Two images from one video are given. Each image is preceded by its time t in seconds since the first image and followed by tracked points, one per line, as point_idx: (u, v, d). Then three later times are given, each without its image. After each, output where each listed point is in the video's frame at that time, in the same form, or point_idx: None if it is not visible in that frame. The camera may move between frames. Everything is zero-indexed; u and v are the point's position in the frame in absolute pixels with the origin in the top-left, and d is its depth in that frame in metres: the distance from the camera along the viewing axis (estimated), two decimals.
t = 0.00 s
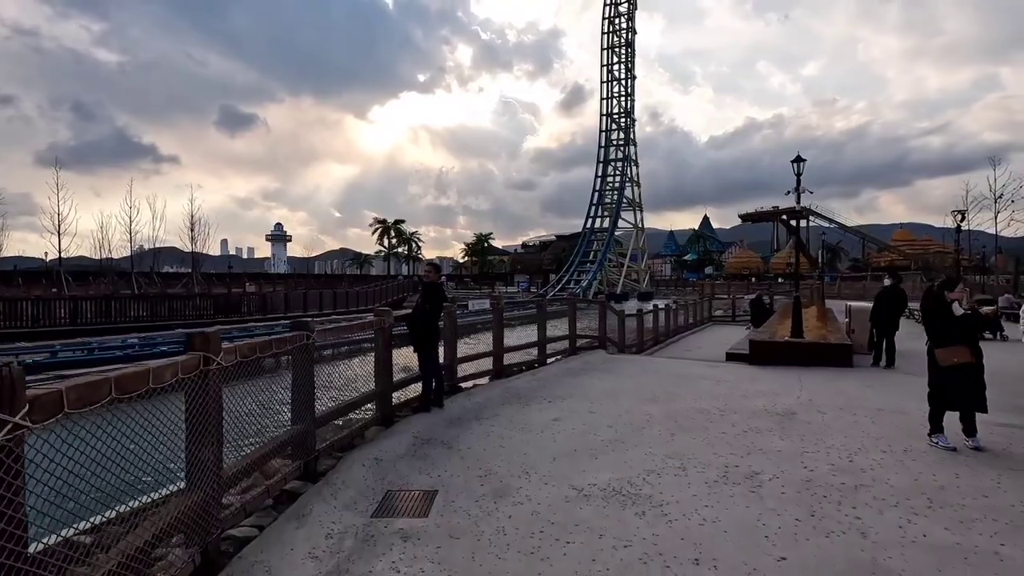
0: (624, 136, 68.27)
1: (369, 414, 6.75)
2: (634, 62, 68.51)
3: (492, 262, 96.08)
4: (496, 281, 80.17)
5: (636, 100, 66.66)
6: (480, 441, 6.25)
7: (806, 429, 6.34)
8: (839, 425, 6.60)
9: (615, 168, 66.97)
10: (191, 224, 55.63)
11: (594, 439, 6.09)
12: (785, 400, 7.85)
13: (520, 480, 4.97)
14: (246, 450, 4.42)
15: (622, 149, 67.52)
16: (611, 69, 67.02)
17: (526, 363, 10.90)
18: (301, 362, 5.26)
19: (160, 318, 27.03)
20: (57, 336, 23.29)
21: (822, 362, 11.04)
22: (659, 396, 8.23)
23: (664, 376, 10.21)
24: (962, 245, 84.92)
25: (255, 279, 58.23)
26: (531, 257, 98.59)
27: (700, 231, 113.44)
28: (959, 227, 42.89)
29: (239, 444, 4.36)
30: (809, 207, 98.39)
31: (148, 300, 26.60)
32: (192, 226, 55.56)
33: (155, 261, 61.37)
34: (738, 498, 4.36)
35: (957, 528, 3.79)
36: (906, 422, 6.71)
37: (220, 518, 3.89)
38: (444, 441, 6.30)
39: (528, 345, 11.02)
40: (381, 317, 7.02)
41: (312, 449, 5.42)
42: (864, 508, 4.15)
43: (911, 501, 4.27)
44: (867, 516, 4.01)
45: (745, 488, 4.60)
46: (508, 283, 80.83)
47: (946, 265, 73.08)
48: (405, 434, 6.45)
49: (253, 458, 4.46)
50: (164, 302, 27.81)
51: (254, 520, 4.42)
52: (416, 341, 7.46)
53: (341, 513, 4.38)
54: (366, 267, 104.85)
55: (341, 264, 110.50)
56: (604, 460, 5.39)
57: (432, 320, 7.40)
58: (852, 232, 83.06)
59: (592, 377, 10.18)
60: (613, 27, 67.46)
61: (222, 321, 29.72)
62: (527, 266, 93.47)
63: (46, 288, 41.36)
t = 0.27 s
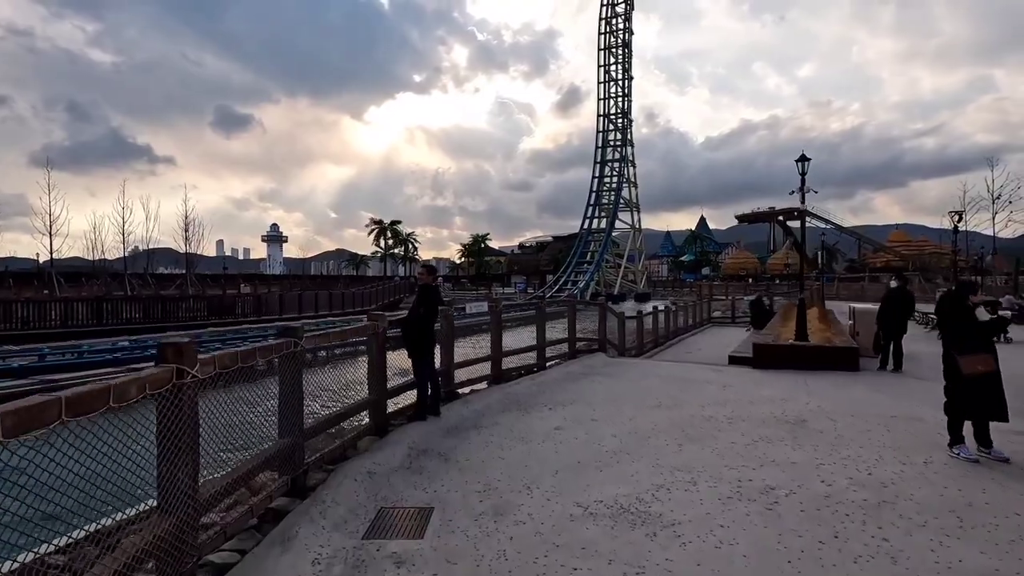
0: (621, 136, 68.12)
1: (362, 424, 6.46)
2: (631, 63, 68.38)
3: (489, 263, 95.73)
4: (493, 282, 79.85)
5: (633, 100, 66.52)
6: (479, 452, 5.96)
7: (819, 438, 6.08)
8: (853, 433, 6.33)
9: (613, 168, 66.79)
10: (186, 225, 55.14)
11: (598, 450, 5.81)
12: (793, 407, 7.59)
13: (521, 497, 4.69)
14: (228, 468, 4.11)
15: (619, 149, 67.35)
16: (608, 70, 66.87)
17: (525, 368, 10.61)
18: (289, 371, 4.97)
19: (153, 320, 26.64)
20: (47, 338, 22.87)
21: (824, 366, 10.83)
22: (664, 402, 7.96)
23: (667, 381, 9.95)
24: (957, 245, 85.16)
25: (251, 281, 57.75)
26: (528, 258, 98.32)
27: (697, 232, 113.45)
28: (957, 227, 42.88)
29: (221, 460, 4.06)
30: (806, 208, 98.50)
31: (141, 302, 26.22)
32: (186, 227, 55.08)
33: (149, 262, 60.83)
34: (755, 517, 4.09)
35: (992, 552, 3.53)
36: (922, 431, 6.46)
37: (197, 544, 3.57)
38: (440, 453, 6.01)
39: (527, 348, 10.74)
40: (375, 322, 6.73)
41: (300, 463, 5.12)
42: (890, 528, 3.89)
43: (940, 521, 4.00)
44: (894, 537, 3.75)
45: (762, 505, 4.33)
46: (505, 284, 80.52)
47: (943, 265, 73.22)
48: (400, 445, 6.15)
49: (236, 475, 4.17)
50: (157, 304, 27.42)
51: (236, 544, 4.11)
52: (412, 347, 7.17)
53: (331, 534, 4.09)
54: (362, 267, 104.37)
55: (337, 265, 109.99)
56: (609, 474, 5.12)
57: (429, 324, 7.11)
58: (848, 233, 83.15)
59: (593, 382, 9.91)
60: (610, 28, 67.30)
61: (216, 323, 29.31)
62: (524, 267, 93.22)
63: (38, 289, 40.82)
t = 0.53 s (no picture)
0: (619, 137, 67.96)
1: (359, 432, 6.17)
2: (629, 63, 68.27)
3: (487, 264, 95.52)
4: (491, 283, 79.53)
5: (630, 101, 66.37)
6: (481, 462, 5.67)
7: (837, 446, 5.82)
8: (870, 440, 6.08)
9: (610, 169, 66.60)
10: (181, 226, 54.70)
11: (606, 460, 5.53)
12: (806, 412, 7.32)
13: (527, 512, 4.41)
14: (213, 483, 3.82)
15: (617, 150, 67.20)
16: (605, 70, 66.73)
17: (526, 371, 10.32)
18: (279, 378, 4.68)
19: (147, 322, 26.25)
20: (38, 341, 22.46)
21: (828, 368, 10.60)
22: (671, 408, 7.69)
23: (672, 385, 9.69)
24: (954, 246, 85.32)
25: (247, 282, 57.31)
26: (526, 259, 98.06)
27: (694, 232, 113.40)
28: (956, 228, 42.84)
29: (205, 474, 3.77)
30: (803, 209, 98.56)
31: (134, 304, 25.83)
32: (182, 227, 54.62)
33: (144, 264, 60.30)
34: (780, 535, 3.82)
35: None
36: (943, 437, 6.18)
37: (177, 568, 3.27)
38: (440, 462, 5.71)
39: (528, 351, 10.46)
40: (371, 324, 6.45)
41: (293, 476, 4.83)
42: (925, 547, 3.62)
43: (978, 539, 3.73)
44: (931, 557, 3.49)
45: (785, 521, 4.05)
46: (502, 285, 80.18)
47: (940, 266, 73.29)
48: (398, 454, 5.86)
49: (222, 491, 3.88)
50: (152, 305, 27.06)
51: (220, 567, 3.80)
52: (410, 350, 6.88)
53: (324, 555, 3.81)
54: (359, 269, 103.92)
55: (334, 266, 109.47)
56: (620, 486, 4.84)
57: (427, 326, 6.84)
58: (846, 233, 83.21)
59: (596, 386, 9.64)
60: (608, 28, 67.09)
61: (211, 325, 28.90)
62: (521, 268, 92.96)
63: (30, 290, 40.35)
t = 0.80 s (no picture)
0: (617, 137, 67.75)
1: (355, 439, 5.87)
2: (626, 63, 68.09)
3: (485, 265, 95.18)
4: (488, 283, 79.20)
5: (628, 100, 66.18)
6: (485, 470, 5.39)
7: (858, 452, 5.55)
8: (891, 445, 5.82)
9: (609, 169, 66.37)
10: (176, 227, 54.22)
11: (616, 468, 5.25)
12: (821, 416, 7.06)
13: (535, 527, 4.13)
14: (197, 498, 3.52)
15: (615, 150, 66.99)
16: (603, 70, 66.54)
17: (528, 374, 10.04)
18: (269, 383, 4.38)
19: (142, 324, 25.87)
20: (29, 344, 22.07)
21: (834, 369, 10.36)
22: (681, 412, 7.42)
23: (679, 388, 9.42)
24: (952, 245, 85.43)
25: (243, 283, 56.87)
26: (523, 259, 97.73)
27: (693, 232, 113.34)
28: (956, 227, 42.74)
29: (186, 488, 3.47)
30: (801, 209, 98.53)
31: (129, 306, 25.45)
32: (177, 229, 54.15)
33: (140, 266, 59.82)
34: (809, 552, 3.55)
35: None
36: (967, 442, 5.92)
37: None
38: (441, 471, 5.43)
39: (530, 353, 10.18)
40: (368, 325, 6.17)
41: (285, 488, 4.54)
42: (967, 565, 3.35)
43: None
44: None
45: (813, 537, 3.78)
46: (500, 286, 79.88)
47: (938, 265, 73.33)
48: (397, 463, 5.57)
49: (205, 506, 3.58)
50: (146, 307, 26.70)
51: None
52: (409, 351, 6.60)
53: None
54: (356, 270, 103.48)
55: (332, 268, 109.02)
56: (633, 497, 4.56)
57: (426, 326, 6.56)
58: (843, 233, 83.17)
59: (601, 389, 9.37)
60: (606, 28, 66.84)
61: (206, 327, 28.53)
62: (519, 268, 92.67)
63: (23, 293, 39.87)
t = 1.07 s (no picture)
0: (616, 137, 67.51)
1: (351, 449, 5.57)
2: (625, 63, 67.85)
3: (484, 265, 94.88)
4: (488, 284, 78.90)
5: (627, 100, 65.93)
6: (489, 481, 5.10)
7: (882, 460, 5.27)
8: (914, 452, 5.55)
9: (608, 169, 66.11)
10: (173, 228, 53.88)
11: (627, 479, 4.97)
12: (837, 421, 6.79)
13: (544, 545, 3.85)
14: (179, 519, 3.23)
15: (615, 150, 66.74)
16: (602, 69, 66.28)
17: (531, 377, 9.76)
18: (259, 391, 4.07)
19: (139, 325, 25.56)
20: (23, 347, 21.77)
21: (843, 371, 10.10)
22: (692, 417, 7.15)
23: (687, 390, 9.14)
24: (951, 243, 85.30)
25: (240, 285, 56.55)
26: (522, 260, 97.45)
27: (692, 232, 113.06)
28: (957, 226, 42.51)
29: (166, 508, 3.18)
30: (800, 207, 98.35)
31: (126, 307, 25.14)
32: (174, 230, 53.81)
33: (137, 267, 59.43)
34: None
35: None
36: (994, 448, 5.65)
37: None
38: (443, 482, 5.14)
39: (534, 356, 9.89)
40: (364, 327, 5.88)
41: (277, 503, 4.25)
42: None
43: None
44: None
45: (846, 557, 3.50)
46: (499, 286, 79.59)
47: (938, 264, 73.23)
48: (396, 473, 5.28)
49: (188, 527, 3.29)
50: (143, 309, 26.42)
51: None
52: (408, 355, 6.31)
53: None
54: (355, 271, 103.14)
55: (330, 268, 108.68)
56: (649, 511, 4.27)
57: (426, 329, 6.26)
58: (843, 232, 82.98)
59: (607, 392, 9.08)
60: (604, 27, 66.45)
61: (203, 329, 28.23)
62: (519, 268, 92.33)
63: (19, 295, 39.54)
